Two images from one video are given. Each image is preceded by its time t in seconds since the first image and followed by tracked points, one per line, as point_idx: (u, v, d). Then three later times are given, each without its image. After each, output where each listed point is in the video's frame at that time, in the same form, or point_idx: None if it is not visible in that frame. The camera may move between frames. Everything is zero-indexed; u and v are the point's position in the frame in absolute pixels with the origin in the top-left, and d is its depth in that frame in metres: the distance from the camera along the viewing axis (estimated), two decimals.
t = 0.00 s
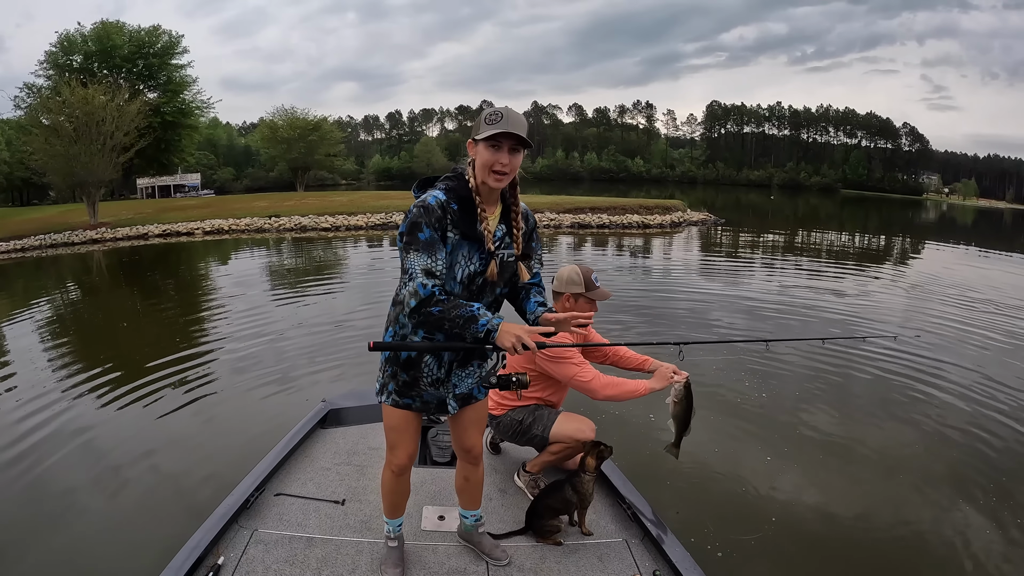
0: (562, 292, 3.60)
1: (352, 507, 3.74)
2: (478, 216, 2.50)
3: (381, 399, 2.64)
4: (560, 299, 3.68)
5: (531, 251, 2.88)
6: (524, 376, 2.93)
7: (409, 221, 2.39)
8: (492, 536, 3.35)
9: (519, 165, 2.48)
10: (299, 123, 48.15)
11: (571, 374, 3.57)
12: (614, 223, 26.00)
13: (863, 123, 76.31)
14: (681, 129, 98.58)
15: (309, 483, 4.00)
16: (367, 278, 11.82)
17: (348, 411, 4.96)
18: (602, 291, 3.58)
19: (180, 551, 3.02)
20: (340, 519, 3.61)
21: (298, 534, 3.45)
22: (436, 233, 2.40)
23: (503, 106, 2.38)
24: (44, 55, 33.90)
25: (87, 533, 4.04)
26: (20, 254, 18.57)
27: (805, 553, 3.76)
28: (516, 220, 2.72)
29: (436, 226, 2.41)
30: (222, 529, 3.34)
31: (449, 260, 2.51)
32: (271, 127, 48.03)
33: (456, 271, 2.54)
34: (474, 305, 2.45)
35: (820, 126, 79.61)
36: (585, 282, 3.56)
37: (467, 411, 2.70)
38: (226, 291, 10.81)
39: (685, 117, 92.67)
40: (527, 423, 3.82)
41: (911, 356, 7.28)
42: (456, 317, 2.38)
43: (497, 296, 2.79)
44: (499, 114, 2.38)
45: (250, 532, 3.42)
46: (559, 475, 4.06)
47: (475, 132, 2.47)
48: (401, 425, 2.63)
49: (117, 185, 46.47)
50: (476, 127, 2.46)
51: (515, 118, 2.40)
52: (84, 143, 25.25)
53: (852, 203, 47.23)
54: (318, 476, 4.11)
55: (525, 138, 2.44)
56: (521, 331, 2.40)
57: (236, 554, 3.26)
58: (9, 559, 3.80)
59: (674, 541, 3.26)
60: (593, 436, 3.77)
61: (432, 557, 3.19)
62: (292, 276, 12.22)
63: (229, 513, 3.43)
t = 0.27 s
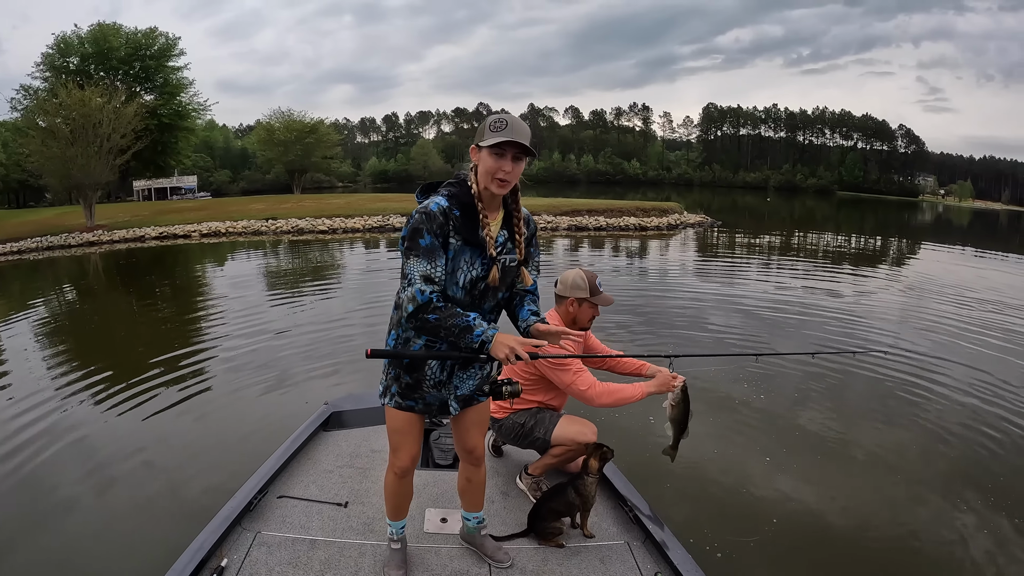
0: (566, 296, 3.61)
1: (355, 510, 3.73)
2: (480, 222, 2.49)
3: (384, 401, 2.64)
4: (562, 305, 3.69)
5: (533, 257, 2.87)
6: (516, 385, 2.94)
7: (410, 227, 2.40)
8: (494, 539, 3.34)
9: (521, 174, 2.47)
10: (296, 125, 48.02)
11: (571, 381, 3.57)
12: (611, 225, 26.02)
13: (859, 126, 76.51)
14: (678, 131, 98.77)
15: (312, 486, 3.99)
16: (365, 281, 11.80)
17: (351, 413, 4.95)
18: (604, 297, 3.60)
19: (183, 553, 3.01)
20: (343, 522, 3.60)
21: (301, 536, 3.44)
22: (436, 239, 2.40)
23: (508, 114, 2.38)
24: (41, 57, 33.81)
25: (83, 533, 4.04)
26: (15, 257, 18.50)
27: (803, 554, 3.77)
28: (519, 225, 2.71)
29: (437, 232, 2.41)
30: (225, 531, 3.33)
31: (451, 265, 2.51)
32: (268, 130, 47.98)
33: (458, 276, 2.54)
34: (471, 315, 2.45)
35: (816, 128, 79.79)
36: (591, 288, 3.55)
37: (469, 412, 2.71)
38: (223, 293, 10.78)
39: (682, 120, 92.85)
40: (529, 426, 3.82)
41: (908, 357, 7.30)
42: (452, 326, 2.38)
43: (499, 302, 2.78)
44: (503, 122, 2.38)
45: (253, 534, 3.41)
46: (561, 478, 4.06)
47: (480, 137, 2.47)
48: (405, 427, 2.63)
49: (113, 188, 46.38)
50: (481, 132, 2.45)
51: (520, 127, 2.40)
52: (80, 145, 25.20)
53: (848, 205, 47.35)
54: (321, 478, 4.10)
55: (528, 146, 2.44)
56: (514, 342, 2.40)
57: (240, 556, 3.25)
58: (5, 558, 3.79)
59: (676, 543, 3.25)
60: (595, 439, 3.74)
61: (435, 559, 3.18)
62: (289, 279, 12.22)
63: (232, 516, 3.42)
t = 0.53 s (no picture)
0: (564, 301, 3.60)
1: (355, 513, 3.71)
2: (478, 227, 2.49)
3: (384, 405, 2.64)
4: (560, 308, 3.68)
5: (528, 256, 2.88)
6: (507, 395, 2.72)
7: (407, 234, 2.37)
8: (494, 541, 3.33)
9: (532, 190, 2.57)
10: (289, 129, 48.00)
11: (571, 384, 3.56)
12: (606, 229, 26.07)
13: (852, 129, 76.86)
14: (671, 135, 99.08)
15: (312, 489, 3.98)
16: (359, 285, 11.78)
17: (351, 417, 4.93)
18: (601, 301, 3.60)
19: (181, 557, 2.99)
20: (343, 524, 3.59)
21: (301, 539, 3.43)
22: (433, 246, 2.38)
23: (537, 134, 2.48)
24: (34, 60, 33.67)
25: (77, 537, 4.02)
26: (7, 261, 18.39)
27: (800, 554, 3.77)
28: (514, 227, 2.71)
29: (434, 238, 2.39)
30: (225, 534, 3.31)
31: (448, 270, 2.49)
32: (262, 133, 47.87)
33: (457, 280, 2.53)
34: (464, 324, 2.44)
35: (810, 131, 80.11)
36: (588, 291, 3.55)
37: (468, 414, 2.71)
38: (218, 297, 10.74)
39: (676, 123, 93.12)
40: (529, 429, 3.81)
41: (902, 359, 7.33)
42: (445, 336, 2.38)
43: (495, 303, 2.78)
44: (535, 142, 2.48)
45: (253, 537, 3.40)
46: (561, 481, 4.04)
47: (489, 143, 2.45)
48: (405, 430, 2.62)
49: (107, 191, 46.23)
50: (499, 140, 2.42)
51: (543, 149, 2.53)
52: (74, 148, 25.11)
53: (840, 207, 47.54)
54: (321, 482, 4.08)
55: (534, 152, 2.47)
56: (505, 356, 2.43)
57: (240, 558, 3.23)
58: None
59: (675, 545, 3.24)
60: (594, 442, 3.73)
61: (434, 561, 3.17)
62: (283, 283, 12.17)
63: (231, 519, 3.41)
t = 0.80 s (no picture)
0: (564, 303, 3.59)
1: (355, 515, 3.70)
2: (482, 231, 2.48)
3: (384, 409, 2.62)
4: (559, 311, 3.66)
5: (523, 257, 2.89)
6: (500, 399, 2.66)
7: (410, 238, 2.34)
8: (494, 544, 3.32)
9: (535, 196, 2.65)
10: (284, 132, 47.90)
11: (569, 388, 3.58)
12: (601, 232, 26.09)
13: (847, 132, 77.19)
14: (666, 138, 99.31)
15: (312, 492, 3.96)
16: (354, 288, 11.75)
17: (350, 419, 4.91)
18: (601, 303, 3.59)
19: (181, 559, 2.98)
20: (343, 527, 3.58)
21: (301, 542, 3.41)
22: (437, 250, 2.35)
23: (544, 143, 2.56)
24: (28, 62, 33.55)
25: (71, 540, 4.00)
26: (1, 263, 18.29)
27: (797, 555, 3.77)
28: (513, 230, 2.72)
29: (439, 243, 2.37)
30: (225, 536, 3.30)
31: (451, 274, 2.47)
32: (257, 136, 47.77)
33: (460, 283, 2.51)
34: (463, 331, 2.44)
35: (803, 134, 80.41)
36: (586, 293, 3.56)
37: (468, 417, 2.70)
38: (212, 300, 10.69)
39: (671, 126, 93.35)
40: (528, 430, 3.81)
41: (896, 360, 7.36)
42: (444, 342, 2.37)
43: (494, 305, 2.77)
44: (543, 151, 2.56)
45: (253, 540, 3.39)
46: (560, 483, 4.03)
47: (501, 149, 2.46)
48: (405, 434, 2.61)
49: (101, 194, 46.05)
50: (517, 149, 2.46)
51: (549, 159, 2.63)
52: (68, 151, 25.01)
53: (834, 210, 47.72)
54: (321, 484, 4.07)
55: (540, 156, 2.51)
56: (502, 363, 2.41)
57: (239, 561, 3.22)
58: None
59: (675, 547, 3.23)
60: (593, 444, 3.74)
61: (435, 563, 3.16)
62: (278, 286, 12.14)
63: (231, 521, 3.40)
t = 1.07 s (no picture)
0: (562, 305, 3.58)
1: (354, 517, 3.69)
2: (488, 232, 2.47)
3: (383, 412, 2.60)
4: (557, 312, 3.64)
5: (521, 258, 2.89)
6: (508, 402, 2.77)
7: (417, 239, 2.32)
8: (494, 545, 3.31)
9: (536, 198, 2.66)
10: (279, 134, 47.81)
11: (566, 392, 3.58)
12: (596, 234, 26.11)
13: (841, 134, 77.55)
14: (661, 140, 99.53)
15: (312, 493, 3.95)
16: (349, 291, 11.71)
17: (350, 421, 4.89)
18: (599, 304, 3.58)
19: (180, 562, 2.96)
20: (342, 529, 3.56)
21: (301, 544, 3.40)
22: (444, 252, 2.34)
23: (546, 148, 2.56)
24: (23, 64, 33.46)
25: (66, 543, 3.97)
26: None
27: (794, 556, 3.77)
28: (514, 230, 2.72)
29: (446, 244, 2.35)
30: (225, 538, 3.29)
31: (456, 276, 2.45)
32: (252, 138, 47.65)
33: (464, 284, 2.48)
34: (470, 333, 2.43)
35: (798, 137, 80.60)
36: (584, 295, 3.55)
37: (468, 418, 2.67)
38: (207, 303, 10.64)
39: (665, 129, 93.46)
40: (527, 431, 3.80)
41: (892, 361, 7.36)
42: (452, 345, 2.36)
43: (496, 305, 2.75)
44: (546, 156, 2.57)
45: (252, 542, 3.38)
46: (560, 485, 4.02)
47: (507, 152, 2.46)
48: (405, 437, 2.59)
49: (96, 196, 45.92)
50: (520, 152, 2.46)
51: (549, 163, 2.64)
52: (63, 153, 24.92)
53: (829, 213, 47.83)
54: (320, 486, 4.05)
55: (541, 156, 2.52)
56: (509, 365, 2.45)
57: (239, 562, 3.21)
58: None
59: (675, 548, 3.23)
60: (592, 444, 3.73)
61: (434, 565, 3.15)
62: (274, 288, 12.11)
63: (230, 523, 3.39)
